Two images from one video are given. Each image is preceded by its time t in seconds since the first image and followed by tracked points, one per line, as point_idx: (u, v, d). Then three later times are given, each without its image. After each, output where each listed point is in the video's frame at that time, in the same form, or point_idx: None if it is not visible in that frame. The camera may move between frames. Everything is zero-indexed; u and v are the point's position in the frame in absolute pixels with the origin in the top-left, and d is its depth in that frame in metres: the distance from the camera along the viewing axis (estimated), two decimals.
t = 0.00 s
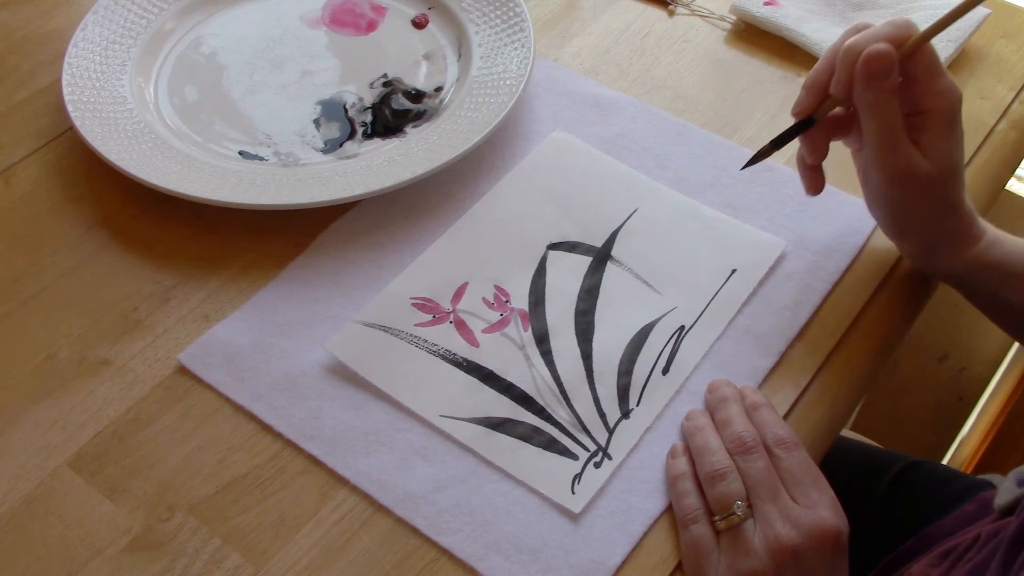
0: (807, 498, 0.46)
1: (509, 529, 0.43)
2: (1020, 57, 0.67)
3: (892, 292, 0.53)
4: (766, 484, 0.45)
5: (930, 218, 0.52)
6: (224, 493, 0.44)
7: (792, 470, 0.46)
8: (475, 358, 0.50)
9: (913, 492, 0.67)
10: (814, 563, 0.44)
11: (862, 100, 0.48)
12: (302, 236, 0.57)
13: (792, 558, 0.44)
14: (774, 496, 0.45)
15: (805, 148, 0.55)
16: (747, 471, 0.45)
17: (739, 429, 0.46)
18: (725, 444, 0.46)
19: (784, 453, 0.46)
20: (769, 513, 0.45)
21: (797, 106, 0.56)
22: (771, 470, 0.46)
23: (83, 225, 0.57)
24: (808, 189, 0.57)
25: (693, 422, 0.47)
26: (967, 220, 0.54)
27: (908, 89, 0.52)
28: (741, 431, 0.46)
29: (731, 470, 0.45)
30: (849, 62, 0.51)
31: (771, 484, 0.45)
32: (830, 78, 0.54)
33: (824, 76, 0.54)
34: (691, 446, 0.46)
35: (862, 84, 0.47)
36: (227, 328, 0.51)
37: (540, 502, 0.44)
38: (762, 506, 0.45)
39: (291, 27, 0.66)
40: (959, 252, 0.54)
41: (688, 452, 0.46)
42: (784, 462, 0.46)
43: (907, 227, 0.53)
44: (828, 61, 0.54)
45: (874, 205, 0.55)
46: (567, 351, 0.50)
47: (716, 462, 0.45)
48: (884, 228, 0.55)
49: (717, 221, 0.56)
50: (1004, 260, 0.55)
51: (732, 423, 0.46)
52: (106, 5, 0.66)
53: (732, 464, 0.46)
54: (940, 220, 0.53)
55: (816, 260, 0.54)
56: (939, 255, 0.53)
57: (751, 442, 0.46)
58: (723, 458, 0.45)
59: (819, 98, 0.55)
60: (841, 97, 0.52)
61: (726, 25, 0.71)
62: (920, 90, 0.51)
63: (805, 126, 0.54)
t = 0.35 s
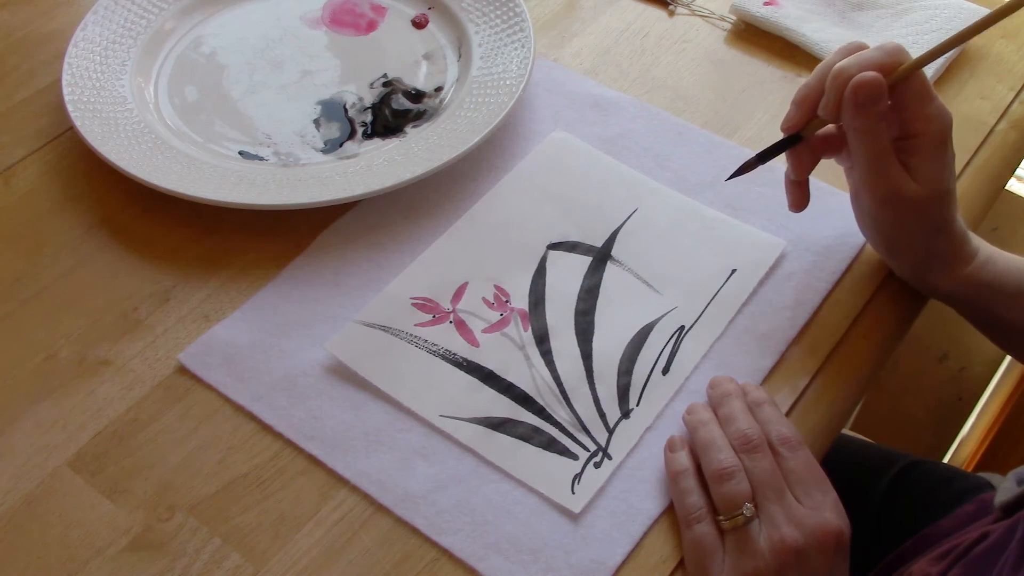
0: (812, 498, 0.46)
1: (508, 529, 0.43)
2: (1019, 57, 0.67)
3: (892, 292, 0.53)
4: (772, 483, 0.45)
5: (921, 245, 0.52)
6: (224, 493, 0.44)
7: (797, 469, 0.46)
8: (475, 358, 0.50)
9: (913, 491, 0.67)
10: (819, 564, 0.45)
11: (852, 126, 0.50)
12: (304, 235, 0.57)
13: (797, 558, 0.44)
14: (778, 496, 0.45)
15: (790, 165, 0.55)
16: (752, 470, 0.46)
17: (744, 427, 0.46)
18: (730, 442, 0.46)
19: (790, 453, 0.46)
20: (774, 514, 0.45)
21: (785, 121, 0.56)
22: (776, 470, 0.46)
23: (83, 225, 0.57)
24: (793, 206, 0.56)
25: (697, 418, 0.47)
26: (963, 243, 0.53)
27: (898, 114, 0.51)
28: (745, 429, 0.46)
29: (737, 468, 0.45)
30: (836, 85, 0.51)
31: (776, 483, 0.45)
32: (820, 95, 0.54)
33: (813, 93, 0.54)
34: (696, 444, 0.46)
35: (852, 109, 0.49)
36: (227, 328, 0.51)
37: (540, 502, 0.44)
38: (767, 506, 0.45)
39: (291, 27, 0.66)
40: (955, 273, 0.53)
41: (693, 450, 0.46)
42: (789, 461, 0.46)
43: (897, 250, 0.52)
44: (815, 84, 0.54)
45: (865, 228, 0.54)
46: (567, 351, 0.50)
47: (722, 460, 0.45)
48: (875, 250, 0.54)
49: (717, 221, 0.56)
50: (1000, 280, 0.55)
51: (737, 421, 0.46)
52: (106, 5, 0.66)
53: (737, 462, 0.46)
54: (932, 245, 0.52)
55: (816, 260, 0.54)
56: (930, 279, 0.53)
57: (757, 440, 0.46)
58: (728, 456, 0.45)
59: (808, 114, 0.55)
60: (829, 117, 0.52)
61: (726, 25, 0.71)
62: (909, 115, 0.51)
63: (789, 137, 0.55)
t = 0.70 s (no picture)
0: (813, 500, 0.46)
1: (508, 529, 0.43)
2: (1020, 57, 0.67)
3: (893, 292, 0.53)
4: (770, 486, 0.45)
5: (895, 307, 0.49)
6: (224, 493, 0.44)
7: (796, 472, 0.46)
8: (475, 358, 0.50)
9: (913, 491, 0.67)
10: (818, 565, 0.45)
11: (817, 233, 0.46)
12: (303, 235, 0.57)
13: (796, 560, 0.44)
14: (778, 498, 0.45)
15: (765, 264, 0.50)
16: (749, 473, 0.46)
17: (741, 429, 0.46)
18: (727, 445, 0.46)
19: (788, 455, 0.46)
20: (774, 516, 0.45)
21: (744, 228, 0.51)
22: (774, 472, 0.46)
23: (83, 224, 0.57)
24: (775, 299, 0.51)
25: (694, 425, 0.47)
26: (941, 298, 0.51)
27: (856, 205, 0.47)
28: (743, 431, 0.46)
29: (733, 472, 0.45)
30: (794, 197, 0.45)
31: (774, 486, 0.45)
32: (771, 204, 0.49)
33: (764, 202, 0.49)
34: (693, 447, 0.46)
35: (813, 221, 0.45)
36: (227, 328, 0.51)
37: (540, 502, 0.44)
38: (766, 508, 0.45)
39: (292, 27, 0.66)
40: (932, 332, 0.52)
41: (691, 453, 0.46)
42: (787, 464, 0.46)
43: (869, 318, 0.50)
44: (767, 178, 0.49)
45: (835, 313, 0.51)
46: (567, 351, 0.50)
47: (718, 463, 0.45)
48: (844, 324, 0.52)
49: (717, 221, 0.56)
50: (984, 329, 0.54)
51: (734, 425, 0.46)
52: (106, 5, 0.66)
53: (734, 465, 0.46)
54: (906, 308, 0.50)
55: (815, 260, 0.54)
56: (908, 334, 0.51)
57: (755, 443, 0.46)
58: (725, 459, 0.45)
59: (759, 232, 0.50)
60: (789, 226, 0.47)
61: (726, 25, 0.71)
62: (869, 203, 0.47)
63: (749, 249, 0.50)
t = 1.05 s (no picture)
0: (813, 500, 0.46)
1: (509, 529, 0.43)
2: (1019, 57, 0.67)
3: (894, 291, 0.53)
4: (770, 486, 0.45)
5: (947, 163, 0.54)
6: (224, 493, 0.44)
7: (797, 472, 0.46)
8: (475, 358, 0.50)
9: (912, 491, 0.67)
10: (818, 564, 0.45)
11: (904, 54, 0.50)
12: (302, 236, 0.57)
13: (796, 560, 0.44)
14: (778, 499, 0.45)
15: (868, 85, 0.59)
16: (750, 473, 0.46)
17: (741, 430, 0.46)
18: (727, 445, 0.46)
19: (789, 455, 0.46)
20: (774, 516, 0.45)
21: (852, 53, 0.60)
22: (775, 472, 0.46)
23: (83, 224, 0.57)
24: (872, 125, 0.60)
25: (695, 424, 0.47)
26: (990, 175, 0.55)
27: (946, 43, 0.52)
28: (744, 431, 0.46)
29: (734, 472, 0.45)
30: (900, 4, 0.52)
31: (774, 486, 0.46)
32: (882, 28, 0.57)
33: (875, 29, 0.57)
34: (693, 447, 0.46)
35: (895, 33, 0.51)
36: (227, 328, 0.51)
37: (540, 501, 0.44)
38: (766, 508, 0.45)
39: (292, 27, 0.66)
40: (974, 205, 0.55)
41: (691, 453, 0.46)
42: (787, 464, 0.46)
43: (926, 159, 0.55)
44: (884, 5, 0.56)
45: (901, 144, 0.57)
46: (567, 351, 0.50)
47: (719, 463, 0.45)
48: (909, 160, 0.57)
49: (717, 221, 0.56)
50: None
51: (734, 425, 0.46)
52: (106, 5, 0.66)
53: (734, 465, 0.46)
54: (957, 169, 0.54)
55: (816, 260, 0.54)
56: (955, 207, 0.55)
57: (755, 443, 0.46)
58: (725, 459, 0.45)
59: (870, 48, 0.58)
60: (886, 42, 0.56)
61: (726, 25, 0.71)
62: (954, 48, 0.51)
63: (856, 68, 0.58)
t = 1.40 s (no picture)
0: (813, 500, 0.46)
1: (509, 529, 0.43)
2: (1020, 58, 0.67)
3: (894, 291, 0.53)
4: (770, 486, 0.45)
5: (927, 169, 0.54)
6: (224, 493, 0.44)
7: (796, 472, 0.46)
8: (475, 358, 0.50)
9: (912, 491, 0.68)
10: (817, 564, 0.45)
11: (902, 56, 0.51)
12: (302, 235, 0.57)
13: (795, 560, 0.44)
14: (778, 499, 0.45)
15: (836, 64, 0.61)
16: (749, 473, 0.46)
17: (741, 430, 0.46)
18: (727, 445, 0.46)
19: (789, 456, 0.46)
20: (773, 516, 0.45)
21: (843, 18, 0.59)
22: (774, 472, 0.46)
23: (83, 225, 0.57)
24: (822, 105, 0.61)
25: (695, 424, 0.47)
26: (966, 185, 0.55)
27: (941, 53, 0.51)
28: (744, 431, 0.46)
29: (733, 472, 0.45)
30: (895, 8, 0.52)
31: (774, 486, 0.46)
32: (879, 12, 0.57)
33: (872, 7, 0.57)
34: (693, 447, 0.46)
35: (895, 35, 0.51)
36: (227, 328, 0.51)
37: (540, 501, 0.44)
38: (766, 508, 0.45)
39: (292, 27, 0.66)
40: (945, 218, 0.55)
41: (691, 453, 0.46)
42: (787, 464, 0.46)
43: (906, 164, 0.55)
44: None
45: (881, 145, 0.57)
46: (567, 352, 0.50)
47: (718, 463, 0.45)
48: (887, 163, 0.57)
49: (717, 221, 0.56)
50: (997, 226, 0.56)
51: (734, 425, 0.46)
52: (106, 5, 0.66)
53: (734, 466, 0.46)
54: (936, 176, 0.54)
55: (816, 260, 0.54)
56: (930, 215, 0.55)
57: (755, 443, 0.46)
58: (725, 459, 0.45)
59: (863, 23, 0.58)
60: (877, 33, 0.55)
61: (726, 26, 0.71)
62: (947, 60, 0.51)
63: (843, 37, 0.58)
